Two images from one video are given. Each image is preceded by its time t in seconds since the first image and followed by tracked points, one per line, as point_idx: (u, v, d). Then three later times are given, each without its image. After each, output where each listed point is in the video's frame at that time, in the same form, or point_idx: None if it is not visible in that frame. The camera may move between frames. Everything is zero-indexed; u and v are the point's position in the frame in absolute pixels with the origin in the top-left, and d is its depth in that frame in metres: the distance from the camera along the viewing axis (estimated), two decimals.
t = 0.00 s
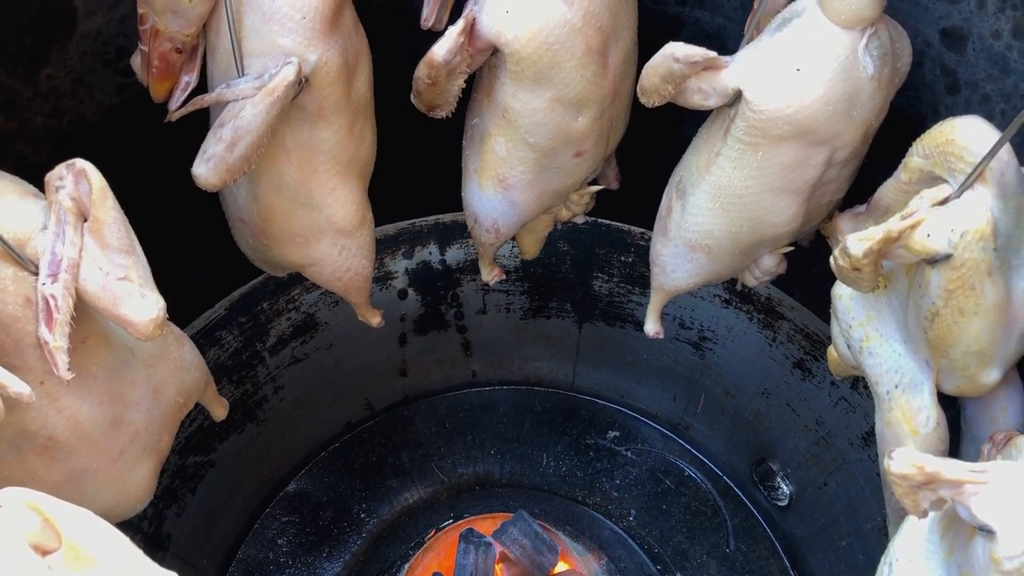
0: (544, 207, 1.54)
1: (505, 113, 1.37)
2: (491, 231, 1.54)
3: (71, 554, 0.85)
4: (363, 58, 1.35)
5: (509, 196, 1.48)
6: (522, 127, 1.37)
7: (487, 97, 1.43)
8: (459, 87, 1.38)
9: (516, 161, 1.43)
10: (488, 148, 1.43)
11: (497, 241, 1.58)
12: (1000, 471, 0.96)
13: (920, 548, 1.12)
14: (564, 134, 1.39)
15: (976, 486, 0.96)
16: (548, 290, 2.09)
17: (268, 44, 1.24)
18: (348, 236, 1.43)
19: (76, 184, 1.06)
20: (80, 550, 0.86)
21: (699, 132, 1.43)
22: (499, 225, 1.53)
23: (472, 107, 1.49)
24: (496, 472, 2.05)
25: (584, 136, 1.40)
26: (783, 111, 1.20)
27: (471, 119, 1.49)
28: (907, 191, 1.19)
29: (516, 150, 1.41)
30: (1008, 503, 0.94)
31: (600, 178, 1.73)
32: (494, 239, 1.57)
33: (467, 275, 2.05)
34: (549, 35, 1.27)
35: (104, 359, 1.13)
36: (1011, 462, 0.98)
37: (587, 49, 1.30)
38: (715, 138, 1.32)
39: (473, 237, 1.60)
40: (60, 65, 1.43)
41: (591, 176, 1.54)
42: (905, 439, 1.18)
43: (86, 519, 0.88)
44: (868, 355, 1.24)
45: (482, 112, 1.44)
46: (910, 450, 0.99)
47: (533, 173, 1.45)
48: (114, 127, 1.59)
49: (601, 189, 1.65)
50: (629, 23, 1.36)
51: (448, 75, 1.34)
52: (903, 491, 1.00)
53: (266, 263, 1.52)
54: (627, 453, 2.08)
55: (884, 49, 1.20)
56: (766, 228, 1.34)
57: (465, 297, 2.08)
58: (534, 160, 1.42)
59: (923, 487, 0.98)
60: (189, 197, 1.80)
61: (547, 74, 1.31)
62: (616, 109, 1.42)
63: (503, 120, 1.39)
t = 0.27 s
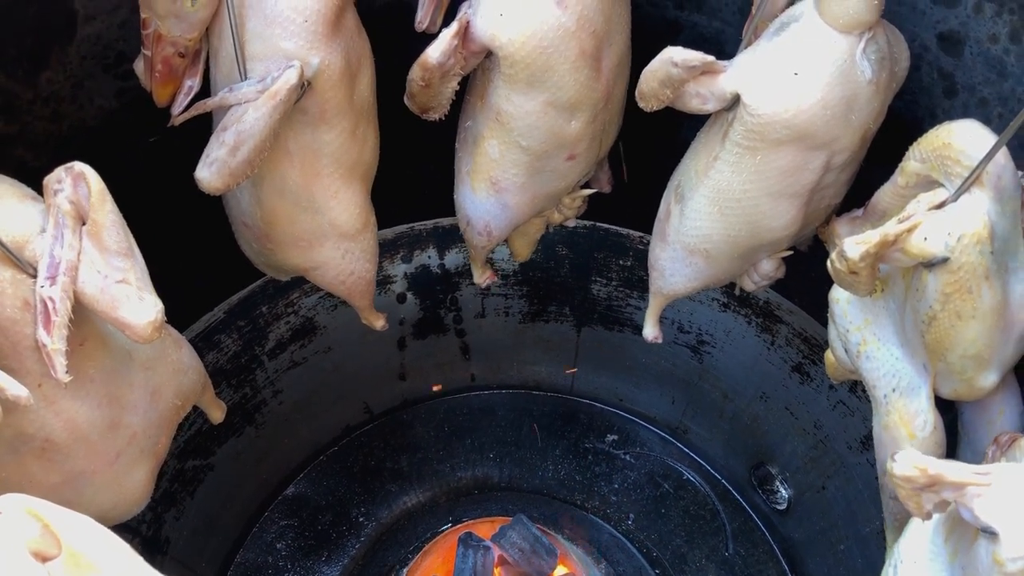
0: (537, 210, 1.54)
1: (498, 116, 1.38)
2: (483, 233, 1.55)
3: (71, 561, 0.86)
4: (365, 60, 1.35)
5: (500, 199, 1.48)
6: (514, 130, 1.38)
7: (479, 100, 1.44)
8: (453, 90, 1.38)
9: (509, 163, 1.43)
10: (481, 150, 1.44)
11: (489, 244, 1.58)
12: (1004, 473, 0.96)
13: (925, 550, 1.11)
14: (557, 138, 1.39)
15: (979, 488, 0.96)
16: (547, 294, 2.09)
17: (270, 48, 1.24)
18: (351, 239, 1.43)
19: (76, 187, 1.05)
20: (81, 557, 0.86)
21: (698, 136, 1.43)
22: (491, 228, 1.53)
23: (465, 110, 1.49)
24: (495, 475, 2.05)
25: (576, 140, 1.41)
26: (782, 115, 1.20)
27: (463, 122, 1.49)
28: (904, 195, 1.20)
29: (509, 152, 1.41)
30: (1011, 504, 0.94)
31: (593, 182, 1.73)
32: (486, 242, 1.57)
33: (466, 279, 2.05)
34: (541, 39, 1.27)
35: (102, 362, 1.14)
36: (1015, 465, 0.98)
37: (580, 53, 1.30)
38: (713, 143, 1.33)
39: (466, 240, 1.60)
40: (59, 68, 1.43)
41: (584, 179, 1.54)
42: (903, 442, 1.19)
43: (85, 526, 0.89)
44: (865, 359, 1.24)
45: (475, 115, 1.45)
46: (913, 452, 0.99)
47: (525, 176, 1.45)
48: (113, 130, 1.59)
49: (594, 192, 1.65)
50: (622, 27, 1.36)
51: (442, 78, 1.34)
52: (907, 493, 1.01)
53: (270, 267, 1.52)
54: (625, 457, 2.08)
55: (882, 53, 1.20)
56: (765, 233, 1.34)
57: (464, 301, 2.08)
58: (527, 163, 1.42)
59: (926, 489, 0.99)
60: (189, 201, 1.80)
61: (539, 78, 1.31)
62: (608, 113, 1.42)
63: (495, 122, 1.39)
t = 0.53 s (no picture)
0: (530, 214, 1.55)
1: (492, 120, 1.38)
2: (476, 237, 1.55)
3: (74, 563, 0.86)
4: (363, 66, 1.35)
5: (494, 203, 1.49)
6: (508, 135, 1.38)
7: (474, 105, 1.44)
8: (447, 94, 1.39)
9: (503, 168, 1.43)
10: (475, 154, 1.44)
11: (482, 248, 1.59)
12: (997, 464, 0.97)
13: (919, 539, 1.13)
14: (552, 142, 1.39)
15: (972, 479, 0.96)
16: (547, 298, 2.10)
17: (269, 54, 1.25)
18: (349, 244, 1.44)
19: (77, 192, 1.06)
20: (83, 560, 0.87)
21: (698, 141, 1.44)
22: (485, 232, 1.54)
23: (460, 114, 1.50)
24: (495, 480, 2.05)
25: (571, 144, 1.41)
26: (781, 120, 1.21)
27: (458, 126, 1.50)
28: (903, 199, 1.20)
29: (503, 156, 1.42)
30: (1004, 496, 0.95)
31: (586, 186, 1.74)
32: (479, 245, 1.58)
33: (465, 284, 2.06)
34: (536, 44, 1.28)
35: (104, 365, 1.14)
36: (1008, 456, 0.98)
37: (576, 59, 1.31)
38: (713, 147, 1.33)
39: (459, 243, 1.61)
40: (61, 74, 1.44)
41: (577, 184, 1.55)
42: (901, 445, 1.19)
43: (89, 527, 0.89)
44: (864, 363, 1.25)
45: (469, 119, 1.45)
46: (906, 444, 0.99)
47: (519, 181, 1.45)
48: (115, 135, 1.60)
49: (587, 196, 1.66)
50: (616, 33, 1.37)
51: (437, 83, 1.35)
52: (901, 485, 1.01)
53: (267, 271, 1.53)
54: (625, 461, 2.08)
55: (881, 57, 1.21)
56: (764, 237, 1.35)
57: (464, 305, 2.08)
58: (521, 167, 1.43)
59: (920, 480, 0.99)
60: (189, 205, 1.81)
61: (534, 83, 1.32)
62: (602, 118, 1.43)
63: (489, 127, 1.39)
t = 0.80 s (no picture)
0: (533, 220, 1.55)
1: (495, 127, 1.39)
2: (479, 244, 1.56)
3: (75, 562, 0.87)
4: (360, 73, 1.36)
5: (497, 209, 1.49)
6: (511, 141, 1.39)
7: (476, 112, 1.45)
8: (450, 101, 1.40)
9: (505, 174, 1.44)
10: (478, 161, 1.45)
11: (486, 254, 1.59)
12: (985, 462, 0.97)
13: (908, 536, 1.14)
14: (554, 149, 1.40)
15: (961, 478, 0.97)
16: (547, 303, 2.10)
17: (265, 61, 1.26)
18: (343, 250, 1.44)
19: (80, 198, 1.06)
20: (85, 559, 0.87)
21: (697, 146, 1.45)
22: (487, 238, 1.54)
23: (462, 120, 1.51)
24: (495, 485, 2.05)
25: (573, 151, 1.42)
26: (779, 125, 1.22)
27: (461, 133, 1.50)
28: (903, 204, 1.21)
29: (506, 163, 1.43)
30: (992, 494, 0.95)
31: (589, 192, 1.74)
32: (483, 251, 1.58)
33: (465, 289, 2.06)
34: (537, 51, 1.29)
35: (107, 370, 1.14)
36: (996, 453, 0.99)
37: (576, 65, 1.32)
38: (712, 152, 1.34)
39: (462, 250, 1.62)
40: (62, 81, 1.45)
41: (579, 191, 1.56)
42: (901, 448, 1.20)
43: (89, 526, 0.89)
44: (864, 366, 1.26)
45: (472, 126, 1.46)
46: (896, 442, 0.99)
47: (522, 187, 1.46)
48: (116, 141, 1.60)
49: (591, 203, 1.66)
50: (618, 40, 1.38)
51: (439, 89, 1.36)
52: (891, 482, 1.01)
53: (261, 275, 1.54)
54: (624, 466, 2.09)
55: (878, 63, 1.22)
56: (763, 241, 1.36)
57: (464, 310, 2.09)
58: (523, 173, 1.44)
59: (910, 478, 0.99)
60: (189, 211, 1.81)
61: (535, 90, 1.32)
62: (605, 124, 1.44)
63: (492, 133, 1.40)
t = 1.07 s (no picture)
0: (541, 227, 1.56)
1: (501, 135, 1.40)
2: (487, 250, 1.56)
3: (73, 566, 0.86)
4: (360, 81, 1.37)
5: (505, 216, 1.50)
6: (518, 148, 1.39)
7: (483, 119, 1.46)
8: (457, 108, 1.41)
9: (512, 181, 1.44)
10: (485, 168, 1.45)
11: (494, 261, 1.60)
12: (983, 476, 0.97)
13: (906, 552, 1.13)
14: (560, 155, 1.40)
15: (959, 491, 0.97)
16: (548, 309, 2.10)
17: (266, 68, 1.27)
18: (343, 256, 1.44)
19: (82, 205, 1.07)
20: (82, 564, 0.87)
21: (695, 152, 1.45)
22: (495, 244, 1.55)
23: (469, 127, 1.51)
24: (495, 492, 2.05)
25: (578, 158, 1.42)
26: (778, 131, 1.22)
27: (467, 140, 1.51)
28: (901, 210, 1.21)
29: (513, 170, 1.43)
30: (990, 507, 0.95)
31: (596, 199, 1.76)
32: (491, 258, 1.59)
33: (466, 295, 2.07)
34: (543, 59, 1.29)
35: (107, 376, 1.15)
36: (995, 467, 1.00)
37: (583, 72, 1.32)
38: (710, 158, 1.34)
39: (470, 257, 1.62)
40: (65, 87, 1.45)
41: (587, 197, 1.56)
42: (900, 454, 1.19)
43: (87, 531, 0.89)
44: (862, 372, 1.25)
45: (478, 133, 1.47)
46: (894, 456, 1.00)
47: (528, 194, 1.46)
48: (118, 148, 1.61)
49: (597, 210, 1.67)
50: (624, 47, 1.39)
51: (446, 97, 1.37)
52: (887, 496, 1.01)
53: (261, 281, 1.54)
54: (625, 473, 2.09)
55: (875, 69, 1.22)
56: (762, 247, 1.36)
57: (465, 316, 2.09)
58: (530, 180, 1.44)
59: (907, 492, 1.00)
60: (191, 218, 1.82)
61: (542, 96, 1.33)
62: (610, 132, 1.44)
63: (498, 141, 1.41)
